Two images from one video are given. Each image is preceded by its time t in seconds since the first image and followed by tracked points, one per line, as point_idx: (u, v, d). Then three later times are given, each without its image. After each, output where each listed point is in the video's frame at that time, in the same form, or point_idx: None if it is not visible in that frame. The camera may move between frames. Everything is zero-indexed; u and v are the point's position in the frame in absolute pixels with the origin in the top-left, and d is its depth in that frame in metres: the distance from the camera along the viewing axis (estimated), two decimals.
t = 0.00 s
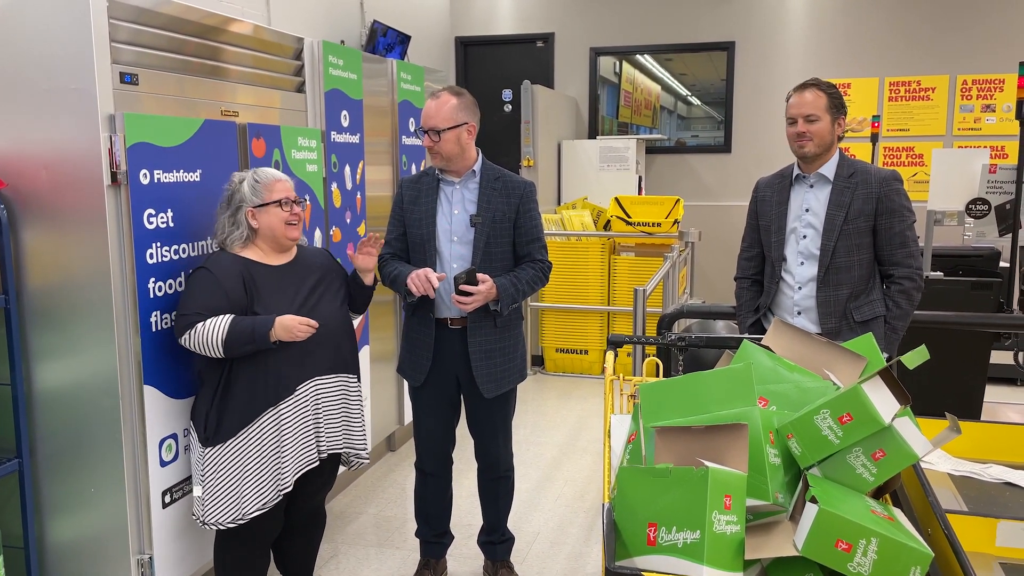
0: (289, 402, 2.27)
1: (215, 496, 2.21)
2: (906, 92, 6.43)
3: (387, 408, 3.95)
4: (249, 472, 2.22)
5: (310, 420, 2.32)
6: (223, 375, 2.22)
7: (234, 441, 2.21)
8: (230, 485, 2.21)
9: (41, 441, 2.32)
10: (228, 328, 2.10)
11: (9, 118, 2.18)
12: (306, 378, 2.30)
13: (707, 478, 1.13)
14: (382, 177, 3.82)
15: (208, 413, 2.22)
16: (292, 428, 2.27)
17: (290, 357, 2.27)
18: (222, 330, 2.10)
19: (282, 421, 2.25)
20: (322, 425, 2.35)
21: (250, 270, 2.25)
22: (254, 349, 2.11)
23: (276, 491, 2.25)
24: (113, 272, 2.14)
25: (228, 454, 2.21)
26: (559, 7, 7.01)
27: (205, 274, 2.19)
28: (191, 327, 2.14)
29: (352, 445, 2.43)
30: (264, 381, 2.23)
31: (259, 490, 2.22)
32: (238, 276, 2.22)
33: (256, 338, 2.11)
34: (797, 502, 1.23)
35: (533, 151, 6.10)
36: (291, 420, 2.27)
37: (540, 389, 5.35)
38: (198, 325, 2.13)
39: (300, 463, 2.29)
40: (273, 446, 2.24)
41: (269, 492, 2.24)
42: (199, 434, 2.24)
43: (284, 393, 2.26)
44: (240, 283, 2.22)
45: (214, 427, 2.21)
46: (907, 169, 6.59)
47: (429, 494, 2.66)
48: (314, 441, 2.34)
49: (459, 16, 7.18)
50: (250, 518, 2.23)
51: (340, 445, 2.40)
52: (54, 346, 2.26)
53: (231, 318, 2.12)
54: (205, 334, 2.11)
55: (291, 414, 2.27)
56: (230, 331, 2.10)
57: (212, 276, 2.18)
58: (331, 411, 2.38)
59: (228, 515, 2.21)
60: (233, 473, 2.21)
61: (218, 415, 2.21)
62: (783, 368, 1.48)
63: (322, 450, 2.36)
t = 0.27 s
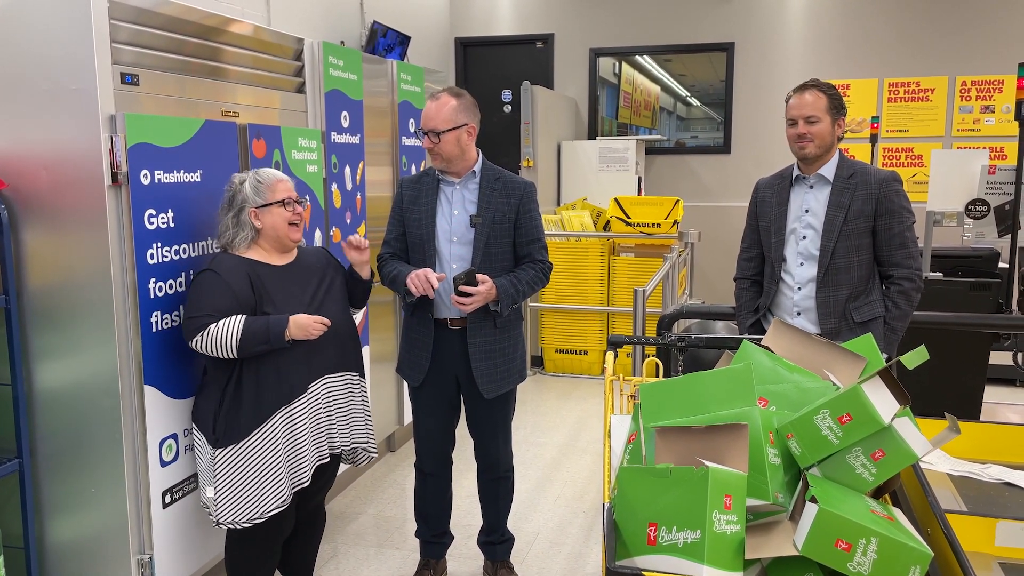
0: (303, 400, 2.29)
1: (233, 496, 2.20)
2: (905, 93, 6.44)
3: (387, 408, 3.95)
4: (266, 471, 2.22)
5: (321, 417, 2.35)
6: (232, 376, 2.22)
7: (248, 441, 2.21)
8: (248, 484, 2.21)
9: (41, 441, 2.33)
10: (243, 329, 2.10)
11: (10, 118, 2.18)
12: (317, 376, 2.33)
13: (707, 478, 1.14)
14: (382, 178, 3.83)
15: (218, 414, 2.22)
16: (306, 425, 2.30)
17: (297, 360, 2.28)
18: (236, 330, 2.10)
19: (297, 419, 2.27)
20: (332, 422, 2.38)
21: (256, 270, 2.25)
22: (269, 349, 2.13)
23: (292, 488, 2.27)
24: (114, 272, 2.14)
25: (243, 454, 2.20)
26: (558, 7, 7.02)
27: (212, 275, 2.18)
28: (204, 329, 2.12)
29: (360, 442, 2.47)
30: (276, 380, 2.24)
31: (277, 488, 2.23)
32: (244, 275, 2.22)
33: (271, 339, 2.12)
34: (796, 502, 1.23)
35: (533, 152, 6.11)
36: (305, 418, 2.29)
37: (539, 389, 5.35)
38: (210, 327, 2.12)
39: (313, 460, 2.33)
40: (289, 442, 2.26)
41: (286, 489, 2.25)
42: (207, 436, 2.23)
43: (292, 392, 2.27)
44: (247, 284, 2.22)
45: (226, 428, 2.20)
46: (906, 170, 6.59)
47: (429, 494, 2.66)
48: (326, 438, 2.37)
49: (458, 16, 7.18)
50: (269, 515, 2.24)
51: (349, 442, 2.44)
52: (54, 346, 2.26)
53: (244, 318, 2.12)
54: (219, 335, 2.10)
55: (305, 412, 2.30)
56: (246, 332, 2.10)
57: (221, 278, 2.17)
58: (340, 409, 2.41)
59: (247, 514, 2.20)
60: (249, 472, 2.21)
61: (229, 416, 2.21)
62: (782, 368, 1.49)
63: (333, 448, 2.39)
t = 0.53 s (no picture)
0: (299, 398, 2.30)
1: (232, 493, 2.21)
2: (904, 94, 6.45)
3: (386, 409, 3.96)
4: (265, 468, 2.23)
5: (318, 417, 2.36)
6: (226, 376, 2.22)
7: (245, 440, 2.22)
8: (246, 481, 2.22)
9: (42, 441, 2.33)
10: (237, 327, 2.10)
11: (11, 119, 2.19)
12: (311, 374, 2.33)
13: (707, 478, 1.14)
14: (382, 178, 3.83)
15: (213, 415, 2.22)
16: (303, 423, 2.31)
17: (291, 354, 2.27)
18: (230, 328, 2.10)
19: (294, 417, 2.28)
20: (329, 421, 2.39)
21: (246, 269, 2.25)
22: (263, 347, 2.14)
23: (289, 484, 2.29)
24: (114, 272, 2.14)
25: (241, 452, 2.21)
26: (558, 8, 7.02)
27: (201, 275, 2.18)
28: (197, 328, 2.12)
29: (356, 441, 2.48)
30: (271, 379, 2.25)
31: (275, 484, 2.25)
32: (236, 275, 2.22)
33: (265, 337, 2.13)
34: (796, 501, 1.24)
35: (533, 152, 6.11)
36: (302, 416, 2.31)
37: (539, 390, 5.35)
38: (203, 327, 2.11)
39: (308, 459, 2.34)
40: (286, 440, 2.27)
41: (283, 485, 2.27)
42: (203, 440, 2.24)
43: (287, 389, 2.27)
44: (238, 282, 2.22)
45: (222, 428, 2.21)
46: (905, 171, 6.60)
47: (429, 494, 2.66)
48: (322, 437, 2.38)
49: (458, 16, 7.18)
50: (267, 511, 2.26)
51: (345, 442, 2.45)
52: (55, 346, 2.26)
53: (237, 316, 2.12)
54: (212, 334, 2.10)
55: (302, 410, 2.31)
56: (240, 330, 2.10)
57: (212, 278, 2.17)
58: (337, 407, 2.41)
59: (247, 510, 2.22)
60: (247, 469, 2.22)
61: (223, 416, 2.21)
62: (782, 368, 1.49)
63: (328, 447, 2.40)
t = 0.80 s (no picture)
0: (284, 399, 2.28)
1: (219, 498, 2.20)
2: (904, 95, 6.45)
3: (386, 409, 3.96)
4: (251, 472, 2.22)
5: (304, 420, 2.34)
6: (214, 377, 2.22)
7: (231, 443, 2.21)
8: (234, 486, 2.21)
9: (42, 441, 2.33)
10: (220, 325, 2.10)
11: (11, 119, 2.19)
12: (297, 376, 2.31)
13: (707, 477, 1.14)
14: (382, 178, 3.84)
15: (203, 416, 2.23)
16: (288, 425, 2.28)
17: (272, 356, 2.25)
18: (213, 326, 2.10)
19: (278, 419, 2.26)
20: (315, 422, 2.37)
21: (234, 267, 2.24)
22: (247, 346, 2.12)
23: (278, 488, 2.27)
24: (114, 272, 2.14)
25: (227, 455, 2.21)
26: (558, 8, 7.02)
27: (189, 273, 2.19)
28: (179, 325, 2.13)
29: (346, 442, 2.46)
30: (256, 380, 2.23)
31: (262, 489, 2.24)
32: (222, 273, 2.21)
33: (249, 336, 2.12)
34: (796, 501, 1.24)
35: (533, 153, 6.11)
36: (286, 418, 2.28)
37: (538, 390, 5.35)
38: (186, 323, 2.12)
39: (296, 462, 2.31)
40: (271, 443, 2.25)
41: (271, 489, 2.26)
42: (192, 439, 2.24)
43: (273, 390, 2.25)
44: (224, 280, 2.21)
45: (211, 430, 2.20)
46: (905, 171, 6.60)
47: (429, 494, 2.66)
48: (309, 439, 2.35)
49: (458, 16, 7.18)
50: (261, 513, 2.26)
51: (333, 443, 2.42)
52: (56, 346, 2.26)
53: (221, 314, 2.12)
54: (195, 331, 2.10)
55: (286, 412, 2.28)
56: (222, 328, 2.09)
57: (197, 275, 2.18)
58: (324, 408, 2.39)
59: (235, 514, 2.22)
60: (234, 473, 2.21)
61: (212, 419, 2.21)
62: (782, 368, 1.49)
63: (316, 449, 2.38)
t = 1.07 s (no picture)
0: (271, 404, 2.26)
1: (204, 502, 2.21)
2: (903, 95, 6.46)
3: (385, 409, 3.96)
4: (235, 476, 2.22)
5: (292, 425, 2.31)
6: (206, 378, 2.22)
7: (217, 446, 2.20)
8: (218, 490, 2.21)
9: (42, 441, 2.33)
10: (205, 327, 2.10)
11: (10, 118, 2.19)
12: (286, 379, 2.29)
13: (706, 477, 1.14)
14: (382, 178, 3.84)
15: (193, 418, 2.22)
16: (274, 430, 2.26)
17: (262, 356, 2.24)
18: (200, 328, 2.10)
19: (263, 425, 2.24)
20: (304, 427, 2.34)
21: (225, 268, 2.24)
22: (233, 349, 2.11)
23: (260, 495, 2.25)
24: (114, 271, 2.14)
25: (214, 459, 2.20)
26: (558, 8, 7.03)
27: (180, 274, 2.19)
28: (167, 326, 2.14)
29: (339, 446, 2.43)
30: (243, 383, 2.22)
31: (245, 495, 2.23)
32: (213, 273, 2.21)
33: (235, 339, 2.10)
34: (795, 500, 1.24)
35: (533, 153, 6.11)
36: (272, 424, 2.26)
37: (537, 390, 5.36)
38: (173, 324, 2.13)
39: (282, 468, 2.29)
40: (256, 448, 2.24)
41: (254, 495, 2.24)
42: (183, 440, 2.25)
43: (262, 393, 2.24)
44: (214, 281, 2.21)
45: (199, 433, 2.20)
46: (904, 171, 6.61)
47: (428, 494, 2.67)
48: (297, 444, 2.33)
49: (458, 16, 7.18)
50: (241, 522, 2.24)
51: (324, 448, 2.40)
52: (56, 346, 2.26)
53: (208, 316, 2.12)
54: (181, 332, 2.11)
55: (272, 417, 2.26)
56: (208, 330, 2.09)
57: (188, 276, 2.19)
58: (313, 413, 2.36)
59: (217, 520, 2.21)
60: (219, 477, 2.21)
61: (201, 421, 2.21)
62: (781, 368, 1.49)
63: (305, 454, 2.36)
